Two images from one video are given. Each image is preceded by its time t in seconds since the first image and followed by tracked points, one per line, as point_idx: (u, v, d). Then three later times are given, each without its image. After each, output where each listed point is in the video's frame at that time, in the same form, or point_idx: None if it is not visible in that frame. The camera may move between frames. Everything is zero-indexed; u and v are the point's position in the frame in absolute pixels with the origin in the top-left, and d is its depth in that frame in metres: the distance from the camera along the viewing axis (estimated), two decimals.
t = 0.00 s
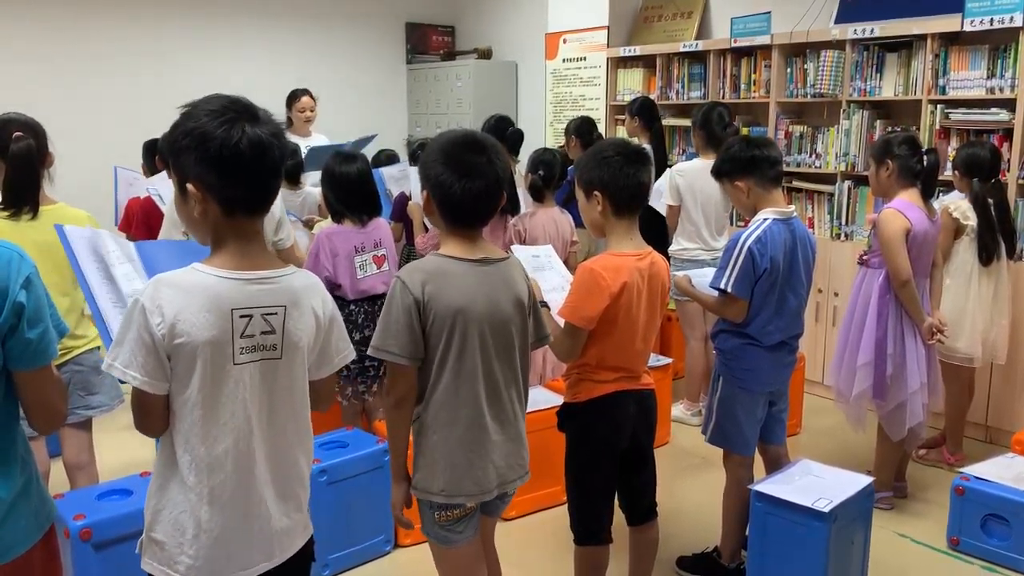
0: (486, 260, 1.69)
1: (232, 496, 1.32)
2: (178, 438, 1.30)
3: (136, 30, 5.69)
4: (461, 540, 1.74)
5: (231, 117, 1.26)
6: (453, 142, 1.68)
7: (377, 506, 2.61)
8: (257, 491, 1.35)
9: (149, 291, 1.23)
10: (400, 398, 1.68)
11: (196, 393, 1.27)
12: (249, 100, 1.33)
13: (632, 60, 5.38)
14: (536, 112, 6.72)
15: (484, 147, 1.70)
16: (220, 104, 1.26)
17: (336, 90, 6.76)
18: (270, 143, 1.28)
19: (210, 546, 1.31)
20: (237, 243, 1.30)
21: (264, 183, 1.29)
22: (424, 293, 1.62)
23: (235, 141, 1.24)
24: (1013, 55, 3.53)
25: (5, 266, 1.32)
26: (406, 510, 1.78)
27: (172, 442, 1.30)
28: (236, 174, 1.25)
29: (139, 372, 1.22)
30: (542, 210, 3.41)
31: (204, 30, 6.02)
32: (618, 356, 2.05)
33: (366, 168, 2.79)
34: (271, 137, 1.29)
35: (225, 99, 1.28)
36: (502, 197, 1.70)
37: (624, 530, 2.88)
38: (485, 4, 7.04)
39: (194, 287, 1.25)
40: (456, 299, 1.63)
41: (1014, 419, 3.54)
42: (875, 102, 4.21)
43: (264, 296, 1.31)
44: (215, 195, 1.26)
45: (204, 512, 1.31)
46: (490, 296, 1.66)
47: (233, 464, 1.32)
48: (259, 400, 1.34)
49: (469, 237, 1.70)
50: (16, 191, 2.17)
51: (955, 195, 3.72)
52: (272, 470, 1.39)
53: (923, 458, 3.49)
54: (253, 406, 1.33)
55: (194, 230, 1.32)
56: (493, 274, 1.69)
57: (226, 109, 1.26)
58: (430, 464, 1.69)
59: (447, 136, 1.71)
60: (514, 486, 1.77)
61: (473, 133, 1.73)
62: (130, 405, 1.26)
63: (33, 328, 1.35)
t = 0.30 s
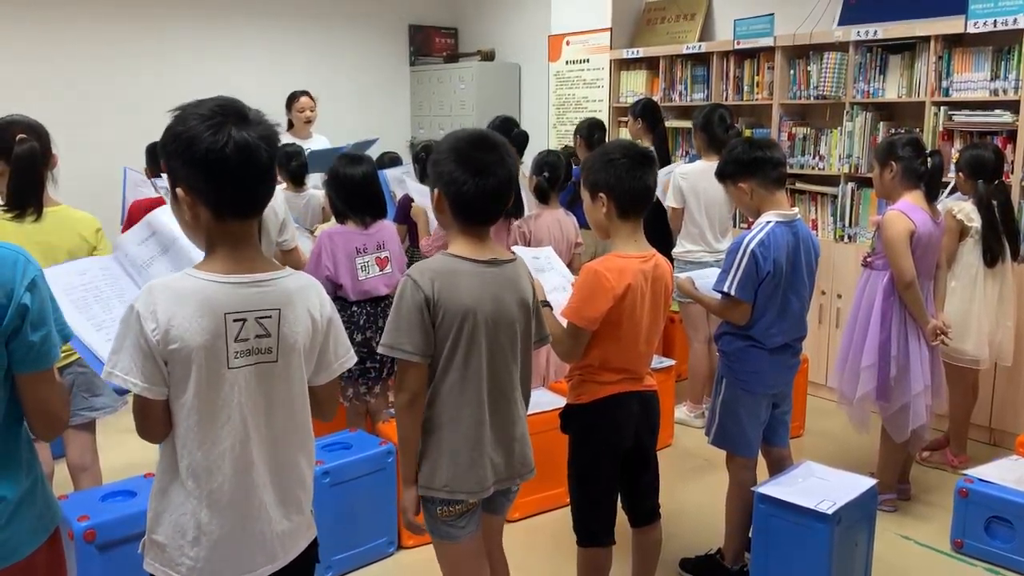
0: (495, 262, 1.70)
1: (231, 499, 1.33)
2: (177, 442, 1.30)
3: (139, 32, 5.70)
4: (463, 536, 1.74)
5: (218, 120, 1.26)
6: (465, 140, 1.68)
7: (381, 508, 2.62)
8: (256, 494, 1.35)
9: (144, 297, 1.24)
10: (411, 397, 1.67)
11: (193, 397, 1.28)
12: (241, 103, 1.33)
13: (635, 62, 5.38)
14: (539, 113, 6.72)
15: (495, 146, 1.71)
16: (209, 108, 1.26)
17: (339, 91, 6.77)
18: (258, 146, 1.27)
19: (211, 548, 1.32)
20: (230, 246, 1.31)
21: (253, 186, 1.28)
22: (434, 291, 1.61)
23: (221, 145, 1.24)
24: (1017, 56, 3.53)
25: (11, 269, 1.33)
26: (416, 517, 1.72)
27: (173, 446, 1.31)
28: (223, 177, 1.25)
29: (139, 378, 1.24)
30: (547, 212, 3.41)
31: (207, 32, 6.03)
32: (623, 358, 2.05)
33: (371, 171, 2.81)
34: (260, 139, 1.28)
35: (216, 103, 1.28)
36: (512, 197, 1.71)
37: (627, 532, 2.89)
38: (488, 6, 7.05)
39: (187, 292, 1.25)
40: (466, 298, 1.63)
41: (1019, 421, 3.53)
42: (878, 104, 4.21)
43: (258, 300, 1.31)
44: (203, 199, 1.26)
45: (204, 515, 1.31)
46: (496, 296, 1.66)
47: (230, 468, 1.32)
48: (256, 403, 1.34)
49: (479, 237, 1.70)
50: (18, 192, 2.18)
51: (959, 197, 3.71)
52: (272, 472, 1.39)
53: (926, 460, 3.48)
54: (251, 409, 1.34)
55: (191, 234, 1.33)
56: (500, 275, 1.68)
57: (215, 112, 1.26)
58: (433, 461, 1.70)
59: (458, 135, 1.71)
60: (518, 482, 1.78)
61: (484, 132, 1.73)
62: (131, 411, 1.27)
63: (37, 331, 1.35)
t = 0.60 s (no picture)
0: (493, 261, 1.70)
1: (232, 500, 1.33)
2: (178, 444, 1.31)
3: (141, 34, 5.72)
4: (464, 532, 1.73)
5: (209, 122, 1.25)
6: (472, 141, 1.69)
7: (383, 509, 2.62)
8: (257, 495, 1.35)
9: (143, 299, 1.25)
10: (405, 389, 1.70)
11: (193, 399, 1.28)
12: (235, 103, 1.32)
13: (637, 64, 5.39)
14: (542, 115, 6.73)
15: (501, 147, 1.71)
16: (202, 110, 1.27)
17: (341, 93, 6.78)
18: (249, 148, 1.27)
19: (212, 550, 1.32)
20: (230, 248, 1.31)
21: (246, 187, 1.28)
22: (429, 288, 1.63)
23: (211, 147, 1.24)
24: (1019, 57, 3.53)
25: (14, 272, 1.33)
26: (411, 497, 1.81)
27: (174, 448, 1.32)
28: (214, 179, 1.25)
29: (139, 381, 1.24)
30: (550, 214, 3.41)
31: (210, 35, 6.05)
32: (625, 359, 2.05)
33: (377, 173, 2.81)
34: (251, 140, 1.28)
35: (209, 105, 1.28)
36: (516, 198, 1.71)
37: (630, 533, 2.89)
38: (490, 8, 7.06)
39: (186, 293, 1.26)
40: (460, 296, 1.64)
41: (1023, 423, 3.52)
42: (881, 106, 4.20)
43: (256, 301, 1.31)
44: (198, 201, 1.27)
45: (205, 516, 1.32)
46: (493, 295, 1.66)
47: (230, 469, 1.33)
48: (256, 405, 1.34)
49: (481, 236, 1.70)
50: (19, 194, 2.19)
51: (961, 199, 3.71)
52: (273, 473, 1.39)
53: (930, 462, 3.48)
54: (251, 411, 1.34)
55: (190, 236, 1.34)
56: (497, 274, 1.68)
57: (207, 114, 1.26)
58: (432, 456, 1.70)
59: (462, 136, 1.72)
60: (523, 479, 1.77)
61: (489, 133, 1.74)
62: (133, 413, 1.28)
63: (38, 334, 1.35)
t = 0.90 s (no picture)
0: (491, 262, 1.70)
1: (233, 502, 1.33)
2: (179, 447, 1.31)
3: (141, 37, 5.73)
4: (462, 527, 1.74)
5: (207, 125, 1.26)
6: (473, 142, 1.69)
7: (385, 511, 2.62)
8: (258, 497, 1.36)
9: (144, 302, 1.25)
10: (402, 385, 1.72)
11: (194, 401, 1.29)
12: (234, 107, 1.33)
13: (638, 65, 5.39)
14: (543, 117, 6.73)
15: (501, 149, 1.71)
16: (200, 113, 1.27)
17: (342, 96, 6.79)
18: (245, 151, 1.27)
19: (214, 552, 1.32)
20: (230, 251, 1.32)
21: (243, 190, 1.28)
22: (424, 286, 1.64)
23: (207, 149, 1.24)
24: (1019, 58, 3.53)
25: (15, 275, 1.34)
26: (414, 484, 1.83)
27: (176, 450, 1.32)
28: (211, 182, 1.25)
29: (141, 383, 1.25)
30: (551, 215, 3.42)
31: (210, 37, 6.05)
32: (625, 360, 2.05)
33: (380, 176, 2.82)
34: (247, 142, 1.28)
35: (208, 108, 1.28)
36: (515, 200, 1.71)
37: (632, 535, 2.89)
38: (491, 10, 7.06)
39: (187, 296, 1.26)
40: (454, 294, 1.64)
41: None
42: (882, 107, 4.20)
43: (257, 304, 1.31)
44: (196, 203, 1.27)
45: (207, 518, 1.32)
46: (490, 295, 1.67)
47: (231, 471, 1.33)
48: (256, 407, 1.35)
49: (480, 237, 1.71)
50: (19, 198, 2.19)
51: (962, 200, 3.71)
52: (273, 474, 1.39)
53: (932, 463, 3.48)
54: (252, 412, 1.34)
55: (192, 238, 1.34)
56: (495, 275, 1.68)
57: (205, 117, 1.26)
58: (427, 451, 1.71)
59: (462, 138, 1.72)
60: (521, 476, 1.78)
61: (490, 135, 1.74)
62: (134, 416, 1.28)
63: (38, 338, 1.36)
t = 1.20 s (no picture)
0: (487, 263, 1.70)
1: (231, 504, 1.33)
2: (177, 448, 1.31)
3: (140, 40, 5.74)
4: (454, 524, 1.74)
5: (206, 126, 1.26)
6: (469, 144, 1.69)
7: (385, 513, 2.62)
8: (255, 498, 1.36)
9: (143, 302, 1.25)
10: (396, 382, 1.71)
11: (192, 403, 1.29)
12: (234, 109, 1.33)
13: (637, 66, 5.40)
14: (543, 119, 6.73)
15: (498, 152, 1.72)
16: (199, 114, 1.28)
17: (341, 98, 6.80)
18: (243, 152, 1.27)
19: (212, 553, 1.32)
20: (228, 253, 1.32)
21: (240, 192, 1.28)
22: (418, 286, 1.64)
23: (204, 150, 1.25)
24: (1018, 59, 3.53)
25: (13, 278, 1.34)
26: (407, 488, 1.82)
27: (174, 452, 1.32)
28: (207, 182, 1.26)
29: (140, 384, 1.25)
30: (550, 218, 3.42)
31: (210, 40, 6.06)
32: (625, 360, 2.05)
33: (379, 178, 2.82)
34: (245, 144, 1.28)
35: (208, 110, 1.29)
36: (510, 202, 1.72)
37: (632, 536, 2.89)
38: (491, 12, 7.07)
39: (185, 297, 1.26)
40: (448, 294, 1.64)
41: None
42: (881, 107, 4.21)
43: (254, 306, 1.32)
44: (193, 204, 1.28)
45: (205, 519, 1.32)
46: (484, 296, 1.67)
47: (228, 473, 1.33)
48: (253, 408, 1.35)
49: (477, 237, 1.71)
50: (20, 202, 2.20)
51: (962, 200, 3.71)
52: (271, 476, 1.39)
53: (932, 463, 3.48)
54: (249, 414, 1.34)
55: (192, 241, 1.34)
56: (490, 276, 1.69)
57: (204, 118, 1.27)
58: (419, 449, 1.71)
59: (459, 139, 1.72)
60: (510, 474, 1.77)
61: (488, 137, 1.74)
62: (133, 417, 1.28)
63: (36, 340, 1.36)
